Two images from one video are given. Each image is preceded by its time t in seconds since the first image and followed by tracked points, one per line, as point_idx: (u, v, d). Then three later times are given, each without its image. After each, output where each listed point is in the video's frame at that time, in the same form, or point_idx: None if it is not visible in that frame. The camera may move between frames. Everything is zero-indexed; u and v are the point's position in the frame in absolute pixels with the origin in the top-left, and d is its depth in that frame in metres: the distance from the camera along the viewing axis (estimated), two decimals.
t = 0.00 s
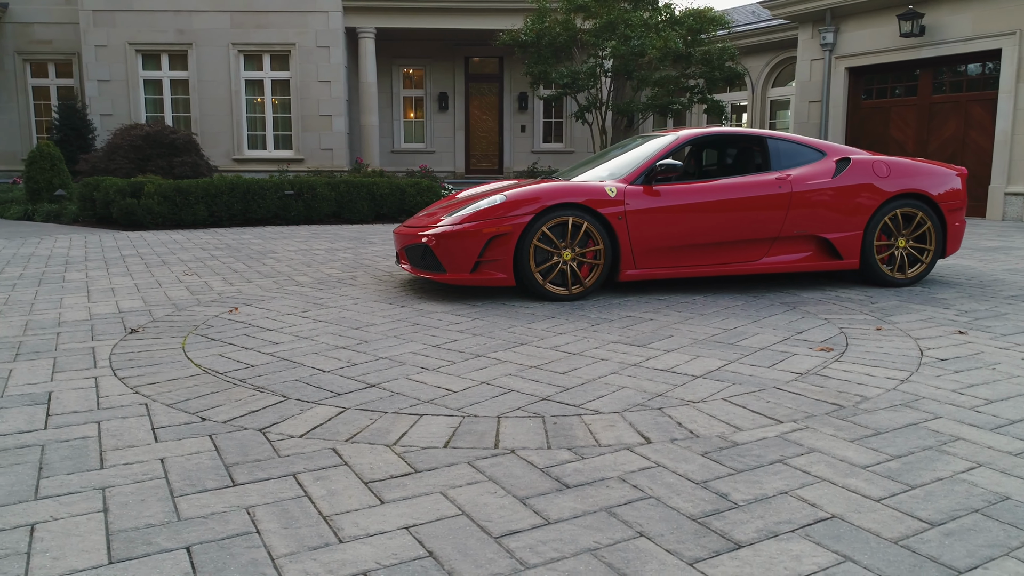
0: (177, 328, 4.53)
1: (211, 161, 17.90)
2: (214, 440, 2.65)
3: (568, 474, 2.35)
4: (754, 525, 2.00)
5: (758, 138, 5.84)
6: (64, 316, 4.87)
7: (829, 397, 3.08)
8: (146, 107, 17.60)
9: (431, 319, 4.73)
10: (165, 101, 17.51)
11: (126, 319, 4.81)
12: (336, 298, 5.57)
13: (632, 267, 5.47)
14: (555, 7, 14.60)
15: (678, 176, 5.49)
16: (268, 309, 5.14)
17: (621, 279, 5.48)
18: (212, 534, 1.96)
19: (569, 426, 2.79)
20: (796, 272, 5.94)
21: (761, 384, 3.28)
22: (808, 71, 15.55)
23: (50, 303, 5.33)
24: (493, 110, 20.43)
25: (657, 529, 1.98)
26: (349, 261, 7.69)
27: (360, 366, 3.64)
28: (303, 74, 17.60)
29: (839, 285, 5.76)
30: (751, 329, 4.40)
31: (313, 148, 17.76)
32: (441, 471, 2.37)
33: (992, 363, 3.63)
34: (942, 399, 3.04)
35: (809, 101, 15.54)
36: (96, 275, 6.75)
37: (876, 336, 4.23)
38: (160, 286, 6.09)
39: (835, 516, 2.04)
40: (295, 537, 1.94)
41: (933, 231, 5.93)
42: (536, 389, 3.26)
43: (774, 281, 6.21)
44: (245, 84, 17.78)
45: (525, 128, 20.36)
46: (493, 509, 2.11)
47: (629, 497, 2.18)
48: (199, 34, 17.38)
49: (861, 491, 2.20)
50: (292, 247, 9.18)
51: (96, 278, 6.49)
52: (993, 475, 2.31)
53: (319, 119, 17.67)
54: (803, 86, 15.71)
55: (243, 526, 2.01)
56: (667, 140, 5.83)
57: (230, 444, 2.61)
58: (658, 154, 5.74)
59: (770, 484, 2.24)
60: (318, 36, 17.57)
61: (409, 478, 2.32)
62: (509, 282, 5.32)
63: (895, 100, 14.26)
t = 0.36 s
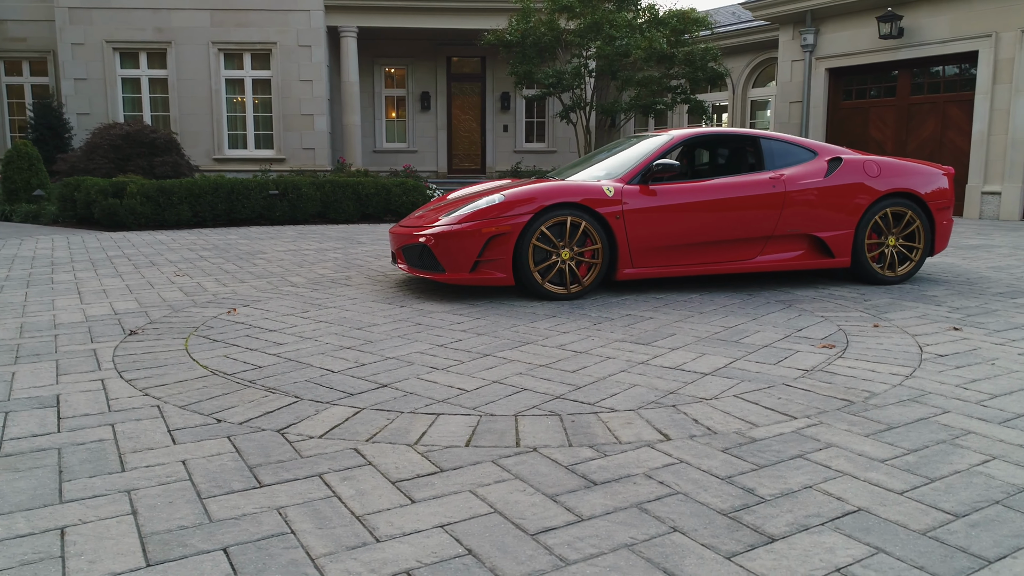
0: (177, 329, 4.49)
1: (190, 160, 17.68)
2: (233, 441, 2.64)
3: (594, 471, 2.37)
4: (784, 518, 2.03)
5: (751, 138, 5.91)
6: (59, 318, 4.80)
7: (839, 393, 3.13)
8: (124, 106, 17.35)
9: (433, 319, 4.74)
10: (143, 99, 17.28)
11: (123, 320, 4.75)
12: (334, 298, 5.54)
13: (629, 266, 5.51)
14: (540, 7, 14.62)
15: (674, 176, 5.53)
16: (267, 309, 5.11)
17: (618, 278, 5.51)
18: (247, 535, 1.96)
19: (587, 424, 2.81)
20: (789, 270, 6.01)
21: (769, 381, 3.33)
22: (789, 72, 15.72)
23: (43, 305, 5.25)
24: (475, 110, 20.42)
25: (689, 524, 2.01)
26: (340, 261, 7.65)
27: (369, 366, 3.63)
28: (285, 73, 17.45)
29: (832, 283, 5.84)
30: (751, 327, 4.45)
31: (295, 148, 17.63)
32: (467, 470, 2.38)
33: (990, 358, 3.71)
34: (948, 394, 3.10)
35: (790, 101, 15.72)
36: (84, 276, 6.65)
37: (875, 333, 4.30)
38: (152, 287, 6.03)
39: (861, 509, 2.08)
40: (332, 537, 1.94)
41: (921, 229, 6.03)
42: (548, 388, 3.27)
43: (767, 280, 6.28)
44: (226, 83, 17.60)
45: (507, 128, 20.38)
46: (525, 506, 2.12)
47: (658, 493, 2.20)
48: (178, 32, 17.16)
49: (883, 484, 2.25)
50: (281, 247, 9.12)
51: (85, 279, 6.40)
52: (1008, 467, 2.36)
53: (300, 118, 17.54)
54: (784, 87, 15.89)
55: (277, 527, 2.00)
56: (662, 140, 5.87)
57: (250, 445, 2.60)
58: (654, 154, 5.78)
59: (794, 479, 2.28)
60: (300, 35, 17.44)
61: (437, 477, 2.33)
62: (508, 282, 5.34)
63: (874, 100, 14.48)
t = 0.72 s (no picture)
0: (177, 331, 4.45)
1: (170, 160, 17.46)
2: (252, 442, 2.62)
3: (619, 468, 2.39)
4: (812, 512, 2.07)
5: (744, 139, 5.97)
6: (54, 320, 4.73)
7: (848, 389, 3.19)
8: (101, 105, 17.11)
9: (435, 319, 4.74)
10: (122, 98, 17.05)
11: (120, 322, 4.70)
12: (331, 299, 5.51)
13: (627, 265, 5.54)
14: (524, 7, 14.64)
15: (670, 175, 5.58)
16: (265, 310, 5.07)
17: (616, 277, 5.55)
18: (281, 536, 1.95)
19: (605, 422, 2.84)
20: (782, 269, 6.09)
21: (777, 378, 3.37)
22: (770, 73, 15.87)
23: (34, 307, 5.17)
24: (458, 110, 20.38)
25: (720, 519, 2.04)
26: (332, 262, 7.61)
27: (378, 366, 3.63)
28: (266, 72, 17.29)
29: (824, 281, 5.92)
30: (752, 325, 4.50)
31: (277, 148, 17.47)
32: (492, 469, 2.39)
33: (988, 354, 3.79)
34: (953, 389, 3.17)
35: (771, 102, 15.88)
36: (73, 277, 6.55)
37: (873, 330, 4.37)
38: (144, 288, 5.95)
39: (885, 502, 2.12)
40: (368, 536, 1.95)
41: (910, 228, 6.14)
42: (560, 387, 3.29)
43: (759, 279, 6.35)
44: (206, 82, 17.41)
45: (490, 127, 20.38)
46: (556, 503, 2.14)
47: (685, 489, 2.23)
48: (157, 31, 16.93)
49: (903, 477, 2.29)
50: (269, 248, 9.04)
51: (75, 280, 6.30)
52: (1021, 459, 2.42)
53: (282, 118, 17.39)
54: (765, 87, 16.05)
55: (311, 527, 2.00)
56: (657, 141, 5.92)
57: (270, 446, 2.58)
58: (649, 154, 5.83)
59: (816, 474, 2.32)
60: (281, 34, 17.29)
61: (463, 475, 2.34)
62: (507, 281, 5.35)
63: (853, 101, 14.67)
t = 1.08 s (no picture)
0: (178, 332, 4.40)
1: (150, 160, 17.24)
2: (273, 443, 2.61)
3: (644, 465, 2.42)
4: (839, 506, 2.10)
5: (739, 139, 6.04)
6: (50, 322, 4.66)
7: (856, 386, 3.24)
8: (79, 103, 16.87)
9: (437, 318, 4.74)
10: (100, 97, 16.81)
11: (118, 323, 4.64)
12: (330, 299, 5.49)
13: (625, 264, 5.58)
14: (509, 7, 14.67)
15: (668, 175, 5.62)
16: (265, 311, 5.04)
17: (614, 276, 5.58)
18: (317, 536, 1.95)
19: (622, 420, 2.86)
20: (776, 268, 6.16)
21: (785, 374, 3.42)
22: (752, 75, 16.01)
23: (27, 309, 5.09)
24: (441, 110, 20.34)
25: (752, 514, 2.07)
26: (325, 262, 7.56)
27: (388, 366, 3.62)
28: (248, 71, 17.13)
29: (818, 280, 6.00)
30: (752, 323, 4.56)
31: (259, 147, 17.33)
32: (518, 467, 2.40)
33: (987, 350, 3.87)
34: (958, 385, 3.23)
35: (753, 103, 16.02)
36: (63, 278, 6.46)
37: (871, 327, 4.44)
38: (138, 289, 5.88)
39: (910, 495, 2.16)
40: (406, 535, 1.95)
41: (900, 227, 6.24)
42: (573, 385, 3.31)
43: (753, 278, 6.42)
44: (186, 81, 17.22)
45: (473, 127, 20.36)
46: (587, 500, 2.16)
47: (712, 484, 2.26)
48: (136, 29, 16.70)
49: (922, 471, 2.34)
50: (257, 248, 8.97)
51: (65, 282, 6.21)
52: None
53: (264, 118, 17.24)
54: (748, 88, 16.18)
55: (346, 527, 2.00)
56: (653, 141, 5.96)
57: (292, 447, 2.57)
58: (646, 154, 5.86)
59: (838, 469, 2.36)
60: (263, 33, 17.14)
61: (491, 474, 2.35)
62: (507, 281, 5.36)
63: (834, 102, 14.85)
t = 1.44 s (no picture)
0: (181, 333, 4.37)
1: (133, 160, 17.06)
2: (294, 444, 2.61)
3: (667, 462, 2.44)
4: (864, 501, 2.14)
5: (735, 139, 6.09)
6: (50, 324, 4.61)
7: (864, 382, 3.29)
8: (60, 103, 16.66)
9: (441, 318, 4.74)
10: (82, 96, 16.61)
11: (120, 324, 4.60)
12: (330, 300, 5.47)
13: (624, 264, 5.61)
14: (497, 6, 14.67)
15: (667, 175, 5.66)
16: (266, 311, 5.01)
17: (614, 275, 5.61)
18: (352, 536, 1.95)
19: (639, 418, 2.88)
20: (772, 267, 6.22)
21: (794, 373, 3.47)
22: (738, 75, 16.12)
23: (23, 311, 5.02)
24: (426, 110, 20.30)
25: (780, 510, 2.10)
26: (319, 263, 7.53)
27: (398, 367, 3.62)
28: (232, 70, 16.99)
29: (814, 279, 6.07)
30: (754, 322, 4.60)
31: (244, 147, 17.18)
32: (543, 466, 2.42)
33: (987, 347, 3.94)
34: (964, 381, 3.29)
35: (739, 103, 16.11)
36: (56, 280, 6.38)
37: (871, 325, 4.50)
38: (134, 291, 5.83)
39: (931, 490, 2.20)
40: (442, 534, 1.96)
41: (893, 226, 6.33)
42: (586, 384, 3.33)
43: (748, 277, 6.48)
44: (170, 80, 17.04)
45: (459, 127, 20.33)
46: (615, 498, 2.18)
47: (736, 481, 2.29)
48: (119, 27, 16.50)
49: (940, 465, 2.38)
50: (249, 249, 8.91)
51: (57, 283, 6.14)
52: None
53: (249, 117, 17.10)
54: (734, 89, 16.27)
55: (380, 527, 2.00)
56: (651, 141, 6.00)
57: (313, 448, 2.57)
58: (644, 154, 5.90)
59: (858, 464, 2.40)
60: (247, 32, 17.01)
61: (517, 473, 2.36)
62: (508, 281, 5.38)
63: (819, 102, 14.99)
